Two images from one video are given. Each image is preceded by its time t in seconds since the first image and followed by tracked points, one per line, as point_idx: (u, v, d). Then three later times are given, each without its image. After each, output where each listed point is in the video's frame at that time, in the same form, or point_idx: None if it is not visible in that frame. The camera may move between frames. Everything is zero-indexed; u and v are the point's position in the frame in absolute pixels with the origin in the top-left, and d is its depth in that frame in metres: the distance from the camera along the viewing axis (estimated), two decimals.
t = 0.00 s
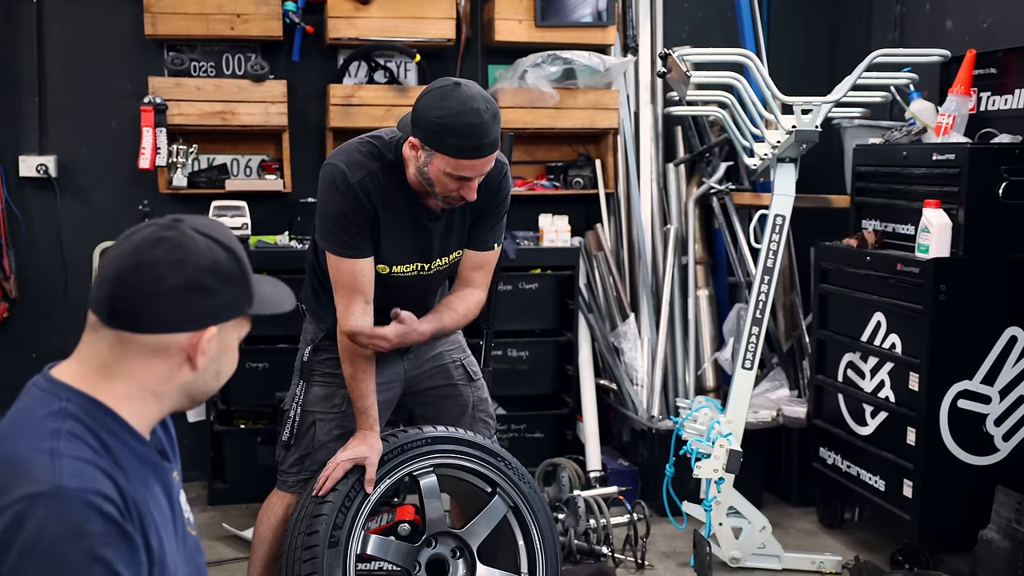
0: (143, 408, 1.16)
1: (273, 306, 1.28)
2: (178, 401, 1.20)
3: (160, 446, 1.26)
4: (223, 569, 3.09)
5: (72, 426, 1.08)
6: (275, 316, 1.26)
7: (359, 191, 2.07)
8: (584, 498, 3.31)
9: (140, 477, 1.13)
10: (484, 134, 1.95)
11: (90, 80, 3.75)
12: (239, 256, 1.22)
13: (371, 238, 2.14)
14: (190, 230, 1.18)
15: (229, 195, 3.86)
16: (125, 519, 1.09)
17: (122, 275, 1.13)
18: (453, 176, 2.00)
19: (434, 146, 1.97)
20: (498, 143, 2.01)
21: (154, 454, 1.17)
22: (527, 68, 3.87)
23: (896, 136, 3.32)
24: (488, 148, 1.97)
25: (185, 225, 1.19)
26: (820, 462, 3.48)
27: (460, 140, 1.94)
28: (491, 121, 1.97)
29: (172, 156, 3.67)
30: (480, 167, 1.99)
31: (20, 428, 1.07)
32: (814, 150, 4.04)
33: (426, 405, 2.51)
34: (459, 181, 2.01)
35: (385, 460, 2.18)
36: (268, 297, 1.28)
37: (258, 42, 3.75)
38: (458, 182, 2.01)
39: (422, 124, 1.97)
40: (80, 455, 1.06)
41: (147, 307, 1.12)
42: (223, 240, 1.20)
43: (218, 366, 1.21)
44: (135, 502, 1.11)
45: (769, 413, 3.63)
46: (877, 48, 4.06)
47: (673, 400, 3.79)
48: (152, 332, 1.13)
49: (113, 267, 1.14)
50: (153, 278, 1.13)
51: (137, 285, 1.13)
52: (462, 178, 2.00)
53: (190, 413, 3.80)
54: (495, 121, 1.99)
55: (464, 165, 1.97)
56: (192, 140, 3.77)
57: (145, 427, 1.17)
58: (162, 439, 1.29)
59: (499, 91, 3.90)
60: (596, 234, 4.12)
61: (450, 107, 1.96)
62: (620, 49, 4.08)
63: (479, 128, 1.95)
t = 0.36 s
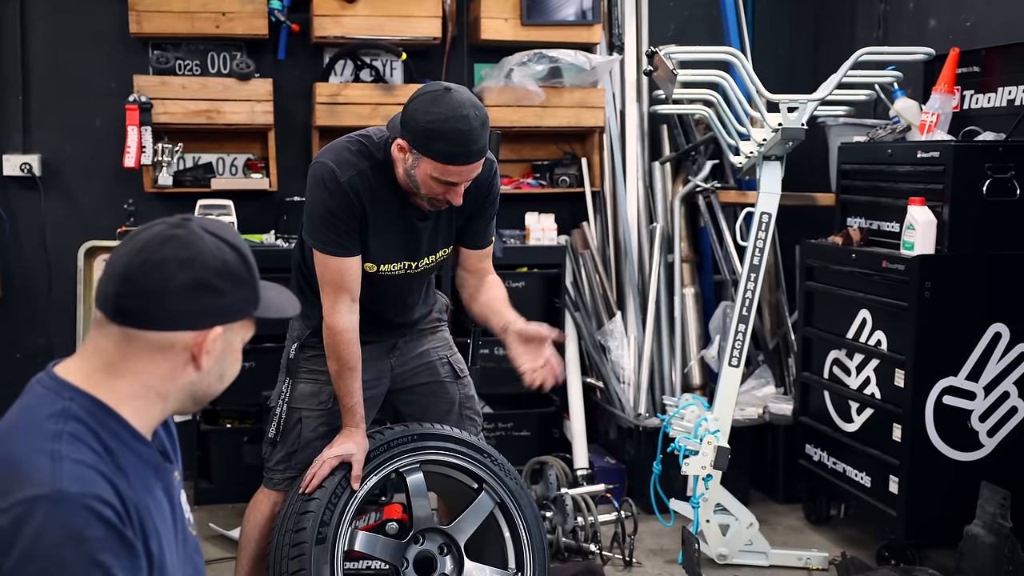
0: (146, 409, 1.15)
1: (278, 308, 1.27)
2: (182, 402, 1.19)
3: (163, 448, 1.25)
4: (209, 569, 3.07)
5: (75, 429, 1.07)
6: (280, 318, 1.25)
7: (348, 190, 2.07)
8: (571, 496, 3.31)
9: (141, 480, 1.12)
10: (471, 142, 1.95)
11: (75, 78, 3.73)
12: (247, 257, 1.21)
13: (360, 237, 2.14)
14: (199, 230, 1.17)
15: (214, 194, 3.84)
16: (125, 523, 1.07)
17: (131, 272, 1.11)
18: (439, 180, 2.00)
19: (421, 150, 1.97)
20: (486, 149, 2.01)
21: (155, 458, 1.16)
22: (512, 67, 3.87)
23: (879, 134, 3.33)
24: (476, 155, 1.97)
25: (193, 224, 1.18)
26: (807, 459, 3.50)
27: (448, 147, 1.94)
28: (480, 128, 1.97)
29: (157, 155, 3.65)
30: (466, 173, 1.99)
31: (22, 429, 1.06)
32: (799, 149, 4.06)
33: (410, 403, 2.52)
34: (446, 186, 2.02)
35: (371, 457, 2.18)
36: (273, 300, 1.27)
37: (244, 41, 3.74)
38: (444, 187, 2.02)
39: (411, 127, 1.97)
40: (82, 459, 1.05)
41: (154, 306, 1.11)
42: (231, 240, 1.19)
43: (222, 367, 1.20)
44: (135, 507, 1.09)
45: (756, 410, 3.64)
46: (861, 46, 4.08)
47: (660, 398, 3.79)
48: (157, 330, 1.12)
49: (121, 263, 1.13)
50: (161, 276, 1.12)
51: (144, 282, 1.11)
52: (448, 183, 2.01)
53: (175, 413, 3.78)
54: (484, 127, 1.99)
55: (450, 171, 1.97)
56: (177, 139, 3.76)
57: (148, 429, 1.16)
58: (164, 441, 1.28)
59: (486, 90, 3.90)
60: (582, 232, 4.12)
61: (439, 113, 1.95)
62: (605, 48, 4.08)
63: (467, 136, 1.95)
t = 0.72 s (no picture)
0: (153, 405, 1.14)
1: (282, 302, 1.27)
2: (188, 397, 1.18)
3: (169, 443, 1.24)
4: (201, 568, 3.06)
5: (84, 422, 1.06)
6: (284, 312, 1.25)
7: (349, 187, 2.07)
8: (564, 494, 3.31)
9: (150, 474, 1.11)
10: (468, 97, 1.94)
11: (64, 77, 3.71)
12: (252, 251, 1.20)
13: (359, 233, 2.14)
14: (203, 224, 1.16)
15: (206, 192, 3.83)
16: (135, 516, 1.06)
17: (135, 266, 1.11)
18: (438, 142, 1.97)
19: (419, 108, 1.96)
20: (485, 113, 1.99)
21: (164, 453, 1.15)
22: (504, 64, 3.87)
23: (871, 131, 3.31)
24: (473, 111, 1.95)
25: (198, 218, 1.17)
26: (798, 456, 3.51)
27: (444, 99, 1.93)
28: (478, 88, 1.96)
29: (148, 154, 3.63)
30: (463, 132, 1.96)
31: (31, 422, 1.04)
32: (789, 148, 4.07)
33: (403, 399, 2.53)
34: (443, 150, 1.98)
35: (366, 453, 2.17)
36: (277, 295, 1.27)
37: (234, 39, 3.73)
38: (441, 152, 1.99)
39: (410, 91, 1.98)
40: (92, 452, 1.04)
41: (160, 300, 1.10)
42: (236, 234, 1.19)
43: (227, 362, 1.19)
44: (145, 501, 1.08)
45: (747, 408, 3.66)
46: (852, 45, 4.08)
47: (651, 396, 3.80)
48: (162, 324, 1.11)
49: (127, 258, 1.12)
50: (166, 271, 1.11)
51: (150, 277, 1.11)
52: (447, 146, 1.97)
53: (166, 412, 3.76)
54: (484, 94, 1.97)
55: (446, 127, 1.95)
56: (168, 138, 3.74)
57: (156, 424, 1.15)
58: (171, 436, 1.27)
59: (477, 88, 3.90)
60: (573, 230, 4.12)
61: (438, 73, 1.96)
62: (596, 46, 4.08)
63: (463, 89, 1.94)
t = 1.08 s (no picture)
0: (151, 402, 1.13)
1: (280, 298, 1.26)
2: (186, 395, 1.17)
3: (170, 440, 1.23)
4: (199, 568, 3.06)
5: (83, 419, 1.06)
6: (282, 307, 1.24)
7: (338, 183, 2.08)
8: (563, 493, 3.30)
9: (150, 471, 1.10)
10: (439, 48, 2.06)
11: (62, 76, 3.70)
12: (247, 246, 1.19)
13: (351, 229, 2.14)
14: (198, 219, 1.15)
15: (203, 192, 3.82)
16: (135, 514, 1.06)
17: (129, 264, 1.10)
18: (414, 96, 2.06)
19: (395, 70, 2.08)
20: (460, 70, 2.09)
21: (164, 450, 1.14)
22: (501, 64, 3.86)
23: (870, 130, 3.29)
24: (445, 62, 2.06)
25: (193, 213, 1.16)
26: (797, 455, 3.51)
27: (416, 53, 2.05)
28: (448, 44, 2.08)
29: (146, 153, 3.63)
30: (437, 81, 2.05)
31: (29, 419, 1.04)
32: (788, 146, 4.07)
33: (402, 398, 2.52)
34: (420, 106, 2.06)
35: (364, 453, 2.17)
36: (275, 291, 1.26)
37: (232, 38, 3.72)
38: (418, 107, 2.06)
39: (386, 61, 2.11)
40: (91, 449, 1.04)
41: (155, 297, 1.10)
42: (230, 229, 1.18)
43: (225, 359, 1.18)
44: (145, 498, 1.08)
45: (745, 407, 3.68)
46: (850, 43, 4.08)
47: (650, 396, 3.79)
48: (157, 322, 1.11)
49: (120, 255, 1.11)
50: (160, 267, 1.11)
51: (144, 273, 1.10)
52: (423, 99, 2.05)
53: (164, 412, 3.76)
54: (456, 52, 2.09)
55: (421, 78, 2.05)
56: (166, 137, 3.73)
57: (155, 422, 1.15)
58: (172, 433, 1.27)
59: (475, 87, 3.89)
60: (572, 230, 4.12)
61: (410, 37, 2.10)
62: (594, 44, 4.07)
63: (433, 43, 2.06)
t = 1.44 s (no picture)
0: (144, 403, 1.13)
1: (273, 298, 1.26)
2: (180, 395, 1.17)
3: (166, 440, 1.23)
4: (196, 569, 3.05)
5: (76, 420, 1.06)
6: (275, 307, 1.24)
7: (307, 187, 2.12)
8: (561, 494, 3.30)
9: (145, 472, 1.10)
10: (382, 45, 2.07)
11: (60, 76, 3.70)
12: (239, 246, 1.19)
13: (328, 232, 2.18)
14: (189, 220, 1.15)
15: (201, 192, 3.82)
16: (129, 515, 1.06)
17: (120, 265, 1.10)
18: (364, 96, 2.07)
19: (345, 73, 2.10)
20: (409, 63, 2.10)
21: (159, 450, 1.14)
22: (500, 64, 3.86)
23: (868, 131, 3.31)
24: (391, 58, 2.07)
25: (184, 214, 1.16)
26: (795, 455, 3.51)
27: (361, 53, 2.07)
28: (393, 39, 2.09)
29: (144, 153, 3.63)
30: (384, 78, 2.06)
31: (23, 421, 1.04)
32: (787, 147, 4.07)
33: (399, 399, 2.52)
34: (371, 105, 2.07)
35: (360, 453, 2.17)
36: (269, 291, 1.26)
37: (230, 38, 3.72)
38: (369, 107, 2.07)
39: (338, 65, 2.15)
40: (84, 450, 1.04)
41: (147, 298, 1.10)
42: (221, 229, 1.18)
43: (218, 359, 1.18)
44: (139, 499, 1.07)
45: (744, 407, 3.68)
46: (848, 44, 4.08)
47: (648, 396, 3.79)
48: (149, 322, 1.11)
49: (111, 257, 1.11)
50: (151, 268, 1.11)
51: (135, 275, 1.10)
52: (373, 97, 2.07)
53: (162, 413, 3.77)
54: (402, 46, 2.09)
55: (368, 77, 2.06)
56: (164, 138, 3.73)
57: (150, 422, 1.15)
58: (169, 434, 1.26)
59: (473, 87, 3.90)
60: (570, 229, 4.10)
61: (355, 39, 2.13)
62: (593, 45, 4.07)
63: (377, 40, 2.07)
